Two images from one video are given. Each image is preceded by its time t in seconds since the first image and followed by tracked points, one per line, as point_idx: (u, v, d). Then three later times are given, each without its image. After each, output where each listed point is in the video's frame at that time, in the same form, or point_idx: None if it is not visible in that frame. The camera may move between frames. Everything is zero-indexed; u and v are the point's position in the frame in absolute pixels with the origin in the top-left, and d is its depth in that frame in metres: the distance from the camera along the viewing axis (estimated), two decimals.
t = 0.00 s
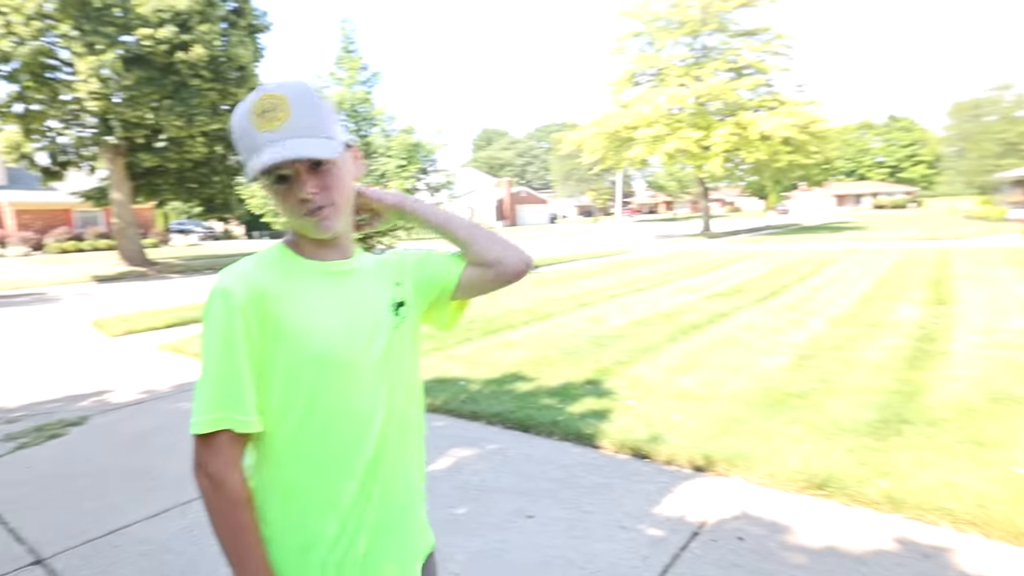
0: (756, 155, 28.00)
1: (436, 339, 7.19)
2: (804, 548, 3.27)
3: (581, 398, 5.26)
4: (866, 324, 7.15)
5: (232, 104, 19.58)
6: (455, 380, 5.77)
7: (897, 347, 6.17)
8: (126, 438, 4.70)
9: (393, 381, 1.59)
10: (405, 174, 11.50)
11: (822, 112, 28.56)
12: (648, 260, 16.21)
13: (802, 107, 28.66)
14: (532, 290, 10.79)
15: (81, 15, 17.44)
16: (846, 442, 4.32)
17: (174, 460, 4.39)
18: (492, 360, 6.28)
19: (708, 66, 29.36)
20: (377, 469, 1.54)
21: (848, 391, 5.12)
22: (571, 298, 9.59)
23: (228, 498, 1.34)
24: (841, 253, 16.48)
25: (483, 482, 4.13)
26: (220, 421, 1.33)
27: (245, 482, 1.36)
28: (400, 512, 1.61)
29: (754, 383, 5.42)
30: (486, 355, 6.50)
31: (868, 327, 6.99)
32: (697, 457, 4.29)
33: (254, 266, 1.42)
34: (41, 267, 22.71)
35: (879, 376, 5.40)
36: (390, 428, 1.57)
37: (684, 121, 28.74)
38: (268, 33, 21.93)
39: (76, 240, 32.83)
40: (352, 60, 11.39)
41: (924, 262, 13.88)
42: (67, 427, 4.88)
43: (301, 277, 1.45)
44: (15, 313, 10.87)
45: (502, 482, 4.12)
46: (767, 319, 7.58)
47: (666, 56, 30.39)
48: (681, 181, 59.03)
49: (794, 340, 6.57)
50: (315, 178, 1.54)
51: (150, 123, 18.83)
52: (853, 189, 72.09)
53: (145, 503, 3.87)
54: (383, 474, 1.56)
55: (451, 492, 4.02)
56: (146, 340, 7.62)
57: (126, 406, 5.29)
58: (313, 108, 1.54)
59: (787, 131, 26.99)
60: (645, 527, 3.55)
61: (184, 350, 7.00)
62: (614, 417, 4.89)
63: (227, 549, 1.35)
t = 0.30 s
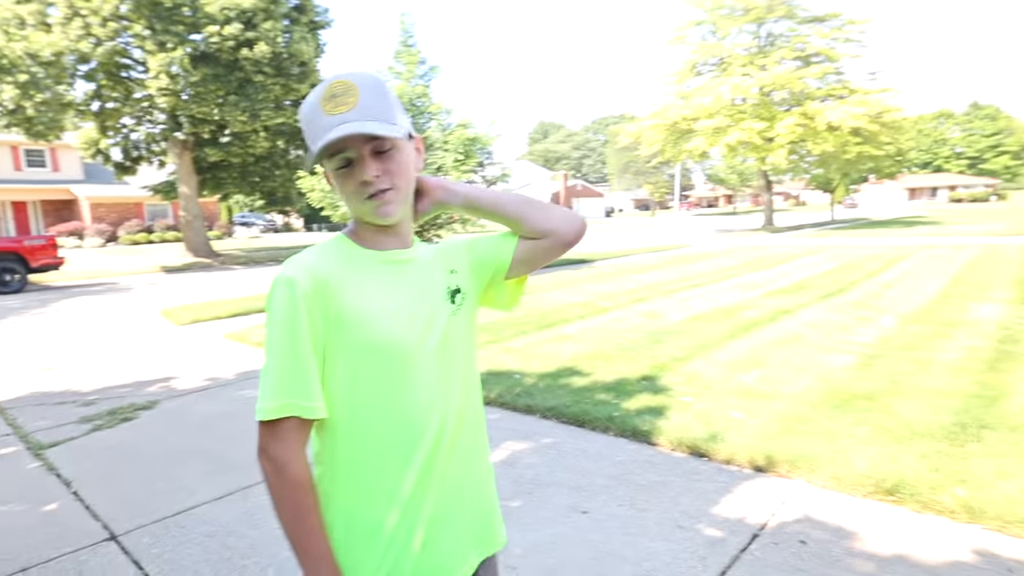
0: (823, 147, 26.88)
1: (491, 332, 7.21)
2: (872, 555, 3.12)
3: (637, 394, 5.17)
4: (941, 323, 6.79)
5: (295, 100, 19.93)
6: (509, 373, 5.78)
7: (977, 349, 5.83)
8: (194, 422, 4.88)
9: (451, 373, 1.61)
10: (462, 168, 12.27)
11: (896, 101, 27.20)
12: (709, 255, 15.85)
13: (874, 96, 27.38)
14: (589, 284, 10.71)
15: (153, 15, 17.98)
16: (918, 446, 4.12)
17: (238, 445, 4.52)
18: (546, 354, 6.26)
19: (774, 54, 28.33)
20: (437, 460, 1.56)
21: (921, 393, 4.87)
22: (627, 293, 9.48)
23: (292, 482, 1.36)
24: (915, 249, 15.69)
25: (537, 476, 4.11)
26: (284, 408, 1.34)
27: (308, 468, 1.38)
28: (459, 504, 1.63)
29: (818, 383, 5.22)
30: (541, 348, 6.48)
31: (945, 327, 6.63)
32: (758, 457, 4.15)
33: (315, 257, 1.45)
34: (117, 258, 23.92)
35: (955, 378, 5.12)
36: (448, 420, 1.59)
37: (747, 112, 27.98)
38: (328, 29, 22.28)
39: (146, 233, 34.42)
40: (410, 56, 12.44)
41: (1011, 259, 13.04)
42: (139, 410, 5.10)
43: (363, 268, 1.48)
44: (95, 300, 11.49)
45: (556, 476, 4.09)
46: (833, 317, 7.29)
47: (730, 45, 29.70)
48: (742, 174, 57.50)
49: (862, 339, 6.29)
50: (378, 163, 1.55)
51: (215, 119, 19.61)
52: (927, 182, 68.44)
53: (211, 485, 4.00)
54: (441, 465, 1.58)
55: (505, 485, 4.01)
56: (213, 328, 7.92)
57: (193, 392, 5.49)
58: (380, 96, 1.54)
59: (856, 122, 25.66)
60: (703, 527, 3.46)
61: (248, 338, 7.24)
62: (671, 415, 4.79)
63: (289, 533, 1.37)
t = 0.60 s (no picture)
0: (857, 143, 26.47)
1: (519, 326, 7.22)
2: (902, 559, 3.08)
3: (664, 390, 5.15)
4: (976, 324, 6.67)
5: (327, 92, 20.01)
6: (536, 367, 5.78)
7: (1013, 351, 5.71)
8: (223, 412, 4.93)
9: (471, 363, 1.61)
10: (492, 163, 12.56)
11: (935, 97, 26.59)
12: (739, 251, 15.74)
13: (912, 92, 26.84)
14: (619, 279, 10.69)
15: (188, 7, 18.08)
16: (951, 449, 4.05)
17: (267, 435, 4.56)
18: (573, 349, 6.24)
19: (809, 49, 27.88)
20: (456, 448, 1.55)
21: (955, 394, 4.79)
22: (655, 289, 9.44)
23: (319, 471, 1.36)
24: (949, 249, 15.39)
25: (563, 471, 4.10)
26: (310, 398, 1.34)
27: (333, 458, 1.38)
28: (480, 493, 1.61)
29: (849, 383, 5.15)
30: (567, 343, 6.47)
31: (979, 328, 6.51)
32: (787, 457, 4.11)
33: (340, 247, 1.45)
34: (150, 248, 24.32)
35: (990, 381, 5.02)
36: (467, 410, 1.59)
37: (780, 107, 27.66)
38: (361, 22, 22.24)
39: (178, 223, 34.98)
40: (442, 48, 12.44)
41: None
42: (170, 398, 5.16)
43: (388, 259, 1.49)
44: (130, 289, 11.70)
45: (581, 472, 4.07)
46: (865, 317, 7.19)
47: (764, 39, 29.45)
48: (773, 170, 56.72)
49: (894, 339, 6.19)
50: (402, 148, 1.55)
51: (248, 111, 19.64)
52: (963, 181, 66.98)
53: (240, 474, 4.04)
54: (461, 453, 1.57)
55: (530, 479, 4.01)
56: (243, 319, 8.01)
57: (222, 381, 5.55)
58: (403, 86, 1.55)
59: (892, 118, 25.30)
60: (730, 526, 3.43)
61: (276, 329, 7.31)
62: (698, 412, 4.76)
63: (315, 519, 1.37)
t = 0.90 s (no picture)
0: (875, 142, 26.34)
1: (533, 324, 7.22)
2: (916, 559, 3.07)
3: (679, 388, 5.14)
4: (993, 325, 6.63)
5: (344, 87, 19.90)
6: (551, 364, 5.78)
7: None
8: (238, 406, 4.95)
9: (477, 355, 1.62)
10: (508, 159, 12.54)
11: (954, 96, 26.39)
12: (756, 250, 15.69)
13: (931, 91, 26.65)
14: (636, 277, 10.69)
15: (206, 2, 18.07)
16: (965, 449, 4.04)
17: (281, 430, 4.57)
18: (587, 347, 6.24)
19: (827, 47, 27.73)
20: (463, 434, 1.57)
21: (969, 395, 4.78)
22: (670, 287, 9.43)
23: (335, 465, 1.34)
24: (966, 248, 15.29)
25: (577, 468, 4.10)
26: (324, 397, 1.32)
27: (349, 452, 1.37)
28: (484, 479, 1.62)
29: (864, 382, 5.14)
30: (581, 340, 6.47)
31: (996, 329, 6.47)
32: (801, 457, 4.10)
33: (351, 245, 1.44)
34: (166, 242, 24.40)
35: (1006, 382, 5.00)
36: (473, 399, 1.60)
37: (797, 105, 27.54)
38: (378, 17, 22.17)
39: (194, 218, 35.18)
40: (458, 45, 12.81)
41: None
42: (185, 392, 5.18)
43: (399, 255, 1.48)
44: (148, 283, 11.76)
45: (596, 469, 4.08)
46: (880, 317, 7.17)
47: (781, 37, 29.37)
48: (788, 167, 56.44)
49: (909, 339, 6.17)
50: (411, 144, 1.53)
51: (264, 105, 19.62)
52: (980, 181, 66.37)
53: (255, 468, 4.05)
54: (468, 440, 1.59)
55: (544, 476, 4.01)
56: (259, 313, 8.05)
57: (237, 376, 5.56)
58: (408, 82, 1.52)
59: (910, 116, 25.10)
60: (744, 524, 3.43)
61: (291, 324, 7.34)
62: (712, 410, 4.76)
63: (333, 513, 1.36)
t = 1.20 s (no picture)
0: (886, 142, 26.21)
1: (543, 323, 7.22)
2: (925, 560, 3.07)
3: (687, 388, 5.14)
4: (1004, 327, 6.61)
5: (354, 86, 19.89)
6: (560, 363, 5.79)
7: None
8: (248, 404, 4.95)
9: (497, 348, 1.63)
10: (517, 156, 12.57)
11: (965, 96, 26.24)
12: (767, 250, 15.65)
13: (942, 91, 26.51)
14: (648, 276, 10.68)
15: None
16: (975, 451, 4.03)
17: (290, 428, 4.57)
18: (596, 346, 6.23)
19: (838, 46, 27.65)
20: (486, 419, 1.58)
21: (979, 396, 4.78)
22: (680, 286, 9.43)
23: (370, 446, 1.33)
24: (978, 249, 15.25)
25: (586, 467, 4.10)
26: (359, 380, 1.32)
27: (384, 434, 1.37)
28: (504, 463, 1.64)
29: (873, 383, 5.14)
30: (590, 339, 6.48)
31: (1007, 330, 6.45)
32: (811, 457, 4.09)
33: (381, 239, 1.44)
34: (176, 239, 24.50)
35: (1017, 383, 4.98)
36: (494, 386, 1.61)
37: (808, 105, 27.46)
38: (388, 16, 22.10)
39: (204, 215, 35.29)
40: (468, 44, 12.72)
41: None
42: (195, 389, 5.20)
43: (423, 248, 1.48)
44: (160, 280, 11.81)
45: (605, 468, 4.08)
46: (890, 317, 7.15)
47: (792, 37, 29.30)
48: (797, 166, 56.39)
49: (919, 340, 6.16)
50: (438, 148, 1.54)
51: (274, 103, 19.62)
52: (990, 181, 65.97)
53: (264, 465, 4.06)
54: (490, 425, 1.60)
55: (553, 475, 4.01)
56: (269, 311, 8.06)
57: (247, 374, 5.57)
58: (436, 93, 1.53)
59: (922, 116, 24.90)
60: (752, 524, 3.43)
61: (300, 322, 7.35)
62: (721, 410, 4.75)
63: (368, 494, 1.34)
